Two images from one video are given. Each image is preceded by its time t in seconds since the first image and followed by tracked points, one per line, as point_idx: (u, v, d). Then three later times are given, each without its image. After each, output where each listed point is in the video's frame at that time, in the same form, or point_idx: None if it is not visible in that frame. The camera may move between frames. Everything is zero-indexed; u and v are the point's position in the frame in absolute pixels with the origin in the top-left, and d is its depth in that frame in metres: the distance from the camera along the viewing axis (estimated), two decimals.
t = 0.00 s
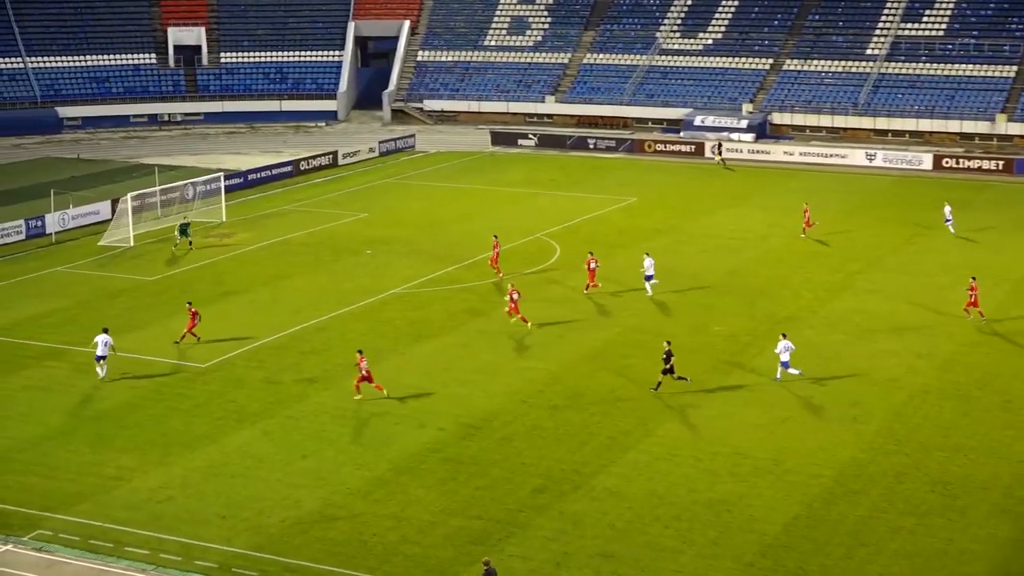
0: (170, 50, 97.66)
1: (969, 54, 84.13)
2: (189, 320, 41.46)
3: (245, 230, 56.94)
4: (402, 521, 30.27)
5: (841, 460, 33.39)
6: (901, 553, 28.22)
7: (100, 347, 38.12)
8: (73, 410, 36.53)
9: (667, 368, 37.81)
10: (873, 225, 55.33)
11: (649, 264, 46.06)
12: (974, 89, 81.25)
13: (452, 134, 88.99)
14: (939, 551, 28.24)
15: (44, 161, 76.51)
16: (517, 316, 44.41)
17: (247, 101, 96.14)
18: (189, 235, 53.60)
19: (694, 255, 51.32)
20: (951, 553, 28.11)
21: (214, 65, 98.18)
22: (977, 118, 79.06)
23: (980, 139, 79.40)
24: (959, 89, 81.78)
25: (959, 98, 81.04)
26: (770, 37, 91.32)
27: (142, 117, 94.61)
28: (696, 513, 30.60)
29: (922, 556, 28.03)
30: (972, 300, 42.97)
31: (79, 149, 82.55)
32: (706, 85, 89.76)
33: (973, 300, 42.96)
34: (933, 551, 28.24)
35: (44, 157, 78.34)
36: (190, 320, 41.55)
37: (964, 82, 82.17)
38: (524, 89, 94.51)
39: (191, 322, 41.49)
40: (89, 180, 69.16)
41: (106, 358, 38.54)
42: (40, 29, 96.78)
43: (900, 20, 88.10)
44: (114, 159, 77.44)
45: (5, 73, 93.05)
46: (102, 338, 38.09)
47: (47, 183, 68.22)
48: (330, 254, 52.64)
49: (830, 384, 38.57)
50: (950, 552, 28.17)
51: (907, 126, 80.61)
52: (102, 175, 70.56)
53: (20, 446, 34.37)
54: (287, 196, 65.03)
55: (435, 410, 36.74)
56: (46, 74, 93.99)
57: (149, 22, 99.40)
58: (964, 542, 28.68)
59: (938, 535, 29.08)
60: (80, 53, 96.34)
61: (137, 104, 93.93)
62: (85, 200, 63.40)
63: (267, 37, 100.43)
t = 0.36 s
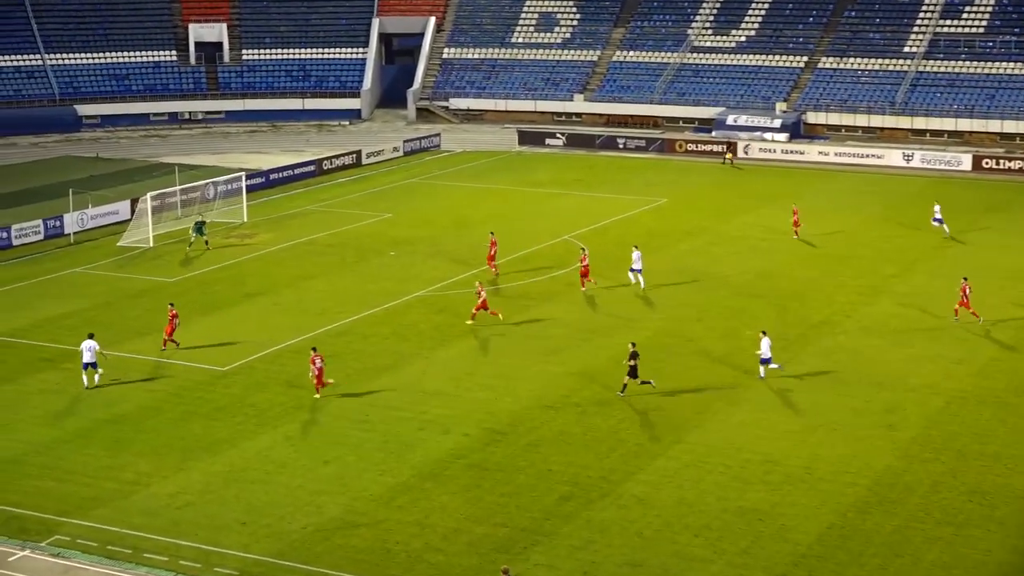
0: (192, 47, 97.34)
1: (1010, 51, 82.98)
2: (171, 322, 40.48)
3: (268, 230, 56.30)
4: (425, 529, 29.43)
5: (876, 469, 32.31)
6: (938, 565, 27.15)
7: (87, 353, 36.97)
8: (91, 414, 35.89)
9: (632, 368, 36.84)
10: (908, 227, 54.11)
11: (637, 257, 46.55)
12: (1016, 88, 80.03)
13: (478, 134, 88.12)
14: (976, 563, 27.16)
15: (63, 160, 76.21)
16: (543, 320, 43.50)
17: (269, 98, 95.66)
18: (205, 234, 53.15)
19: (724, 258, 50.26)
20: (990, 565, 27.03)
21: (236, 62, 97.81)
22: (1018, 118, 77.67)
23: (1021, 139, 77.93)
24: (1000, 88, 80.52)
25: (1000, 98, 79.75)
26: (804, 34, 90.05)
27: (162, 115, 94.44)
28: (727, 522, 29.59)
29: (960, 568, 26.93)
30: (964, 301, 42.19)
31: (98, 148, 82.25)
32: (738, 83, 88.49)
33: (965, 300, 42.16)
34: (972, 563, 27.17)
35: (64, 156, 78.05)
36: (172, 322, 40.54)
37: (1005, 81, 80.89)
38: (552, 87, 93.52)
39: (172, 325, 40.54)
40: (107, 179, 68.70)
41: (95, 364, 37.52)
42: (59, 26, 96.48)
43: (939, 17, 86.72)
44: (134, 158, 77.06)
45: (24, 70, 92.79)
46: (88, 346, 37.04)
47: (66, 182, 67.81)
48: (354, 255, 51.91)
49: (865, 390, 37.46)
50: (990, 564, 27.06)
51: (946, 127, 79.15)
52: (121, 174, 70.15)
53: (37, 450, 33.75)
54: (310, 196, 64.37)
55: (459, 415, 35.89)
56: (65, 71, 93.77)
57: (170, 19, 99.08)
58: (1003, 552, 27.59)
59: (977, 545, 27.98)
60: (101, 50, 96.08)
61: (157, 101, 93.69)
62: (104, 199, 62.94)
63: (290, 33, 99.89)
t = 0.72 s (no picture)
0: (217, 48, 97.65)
1: None
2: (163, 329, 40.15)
3: (292, 230, 56.39)
4: (448, 529, 29.40)
5: (900, 471, 32.13)
6: (963, 568, 26.95)
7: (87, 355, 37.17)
8: (115, 413, 36.00)
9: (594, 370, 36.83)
10: (933, 228, 53.80)
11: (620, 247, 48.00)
12: None
13: (502, 134, 88.08)
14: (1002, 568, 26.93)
15: (89, 160, 76.51)
16: (566, 320, 43.44)
17: (293, 99, 95.83)
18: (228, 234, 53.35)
19: (748, 259, 50.07)
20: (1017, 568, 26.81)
21: (261, 62, 98.02)
22: None
23: None
24: None
25: None
26: (829, 35, 89.82)
27: (187, 115, 94.63)
28: (750, 524, 29.47)
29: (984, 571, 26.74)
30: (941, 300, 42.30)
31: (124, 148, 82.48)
32: (762, 84, 88.16)
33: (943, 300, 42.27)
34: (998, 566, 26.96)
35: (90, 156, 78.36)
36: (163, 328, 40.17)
37: None
38: (576, 88, 93.38)
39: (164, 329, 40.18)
40: (131, 179, 68.91)
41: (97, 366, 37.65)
42: (86, 27, 96.92)
43: (965, 18, 86.35)
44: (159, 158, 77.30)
45: (50, 70, 93.10)
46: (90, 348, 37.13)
47: (90, 182, 68.04)
48: (378, 255, 51.96)
49: (890, 392, 37.23)
50: (1015, 568, 26.85)
51: (971, 128, 78.54)
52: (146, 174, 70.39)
53: (62, 449, 33.88)
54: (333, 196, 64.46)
55: (482, 416, 35.86)
56: (91, 71, 94.17)
57: (195, 19, 99.40)
58: None
59: (1002, 549, 27.77)
60: (126, 50, 96.41)
61: (182, 102, 93.99)
62: (128, 200, 63.13)
63: (315, 34, 100.12)
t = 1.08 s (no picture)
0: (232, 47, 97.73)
1: None
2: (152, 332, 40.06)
3: (306, 230, 56.44)
4: (462, 529, 29.40)
5: (915, 472, 32.04)
6: (977, 569, 26.87)
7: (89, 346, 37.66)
8: (130, 412, 36.05)
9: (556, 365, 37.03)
10: (948, 229, 53.64)
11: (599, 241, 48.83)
12: None
13: (517, 134, 88.01)
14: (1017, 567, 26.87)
15: (104, 159, 76.66)
16: (580, 321, 43.38)
17: (309, 99, 95.86)
18: (244, 232, 53.46)
19: (763, 259, 49.96)
20: None
21: (277, 62, 98.11)
22: None
23: None
24: None
25: None
26: (845, 35, 89.62)
27: (203, 114, 94.70)
28: (764, 524, 29.41)
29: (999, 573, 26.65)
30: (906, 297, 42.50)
31: (139, 148, 82.57)
32: (778, 84, 87.94)
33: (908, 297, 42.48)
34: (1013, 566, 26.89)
35: (105, 155, 78.46)
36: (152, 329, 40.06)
37: None
38: (591, 88, 93.26)
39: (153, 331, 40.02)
40: (146, 179, 68.97)
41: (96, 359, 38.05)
42: (102, 26, 97.06)
43: (982, 18, 86.10)
44: (175, 158, 77.38)
45: (66, 69, 93.25)
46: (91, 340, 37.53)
47: (105, 182, 68.11)
48: (392, 255, 51.98)
49: (905, 393, 37.11)
50: None
51: (987, 128, 78.27)
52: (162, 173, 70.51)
53: (78, 447, 33.95)
54: (348, 196, 64.49)
55: (496, 415, 35.85)
56: (107, 71, 94.32)
57: (211, 19, 99.60)
58: None
59: (1017, 550, 27.67)
60: (141, 49, 96.52)
61: (198, 101, 94.08)
62: (143, 199, 63.20)
63: (330, 33, 100.22)
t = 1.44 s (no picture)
0: (244, 47, 97.83)
1: None
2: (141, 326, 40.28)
3: (318, 229, 56.46)
4: (473, 528, 29.39)
5: (927, 472, 31.96)
6: (990, 570, 26.77)
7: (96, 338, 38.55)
8: (141, 411, 36.08)
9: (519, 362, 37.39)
10: (960, 229, 53.50)
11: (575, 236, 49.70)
12: None
13: (529, 134, 87.95)
14: None
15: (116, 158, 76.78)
16: (591, 321, 43.31)
17: (320, 98, 95.91)
18: (257, 232, 53.49)
19: (774, 259, 49.87)
20: None
21: (288, 61, 98.20)
22: None
23: None
24: None
25: None
26: (857, 35, 89.44)
27: (215, 114, 94.80)
28: (775, 525, 29.35)
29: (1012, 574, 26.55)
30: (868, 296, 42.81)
31: (151, 147, 82.67)
32: (789, 84, 87.78)
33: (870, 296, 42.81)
34: None
35: (117, 154, 78.58)
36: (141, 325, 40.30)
37: None
38: (603, 87, 93.17)
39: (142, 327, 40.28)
40: (158, 178, 69.08)
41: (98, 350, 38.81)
42: (114, 25, 97.20)
43: (995, 17, 85.84)
44: (187, 158, 77.46)
45: (78, 69, 93.40)
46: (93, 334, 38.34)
47: (117, 181, 68.24)
48: (403, 254, 51.98)
49: (916, 393, 37.01)
50: None
51: (1000, 128, 78.04)
52: (173, 173, 70.58)
53: (90, 447, 33.99)
54: (360, 196, 64.51)
55: (507, 415, 35.82)
56: (119, 70, 94.49)
57: (223, 18, 99.73)
58: None
59: None
60: (153, 49, 96.67)
61: (209, 101, 94.17)
62: (155, 198, 63.31)
63: (342, 33, 100.27)
